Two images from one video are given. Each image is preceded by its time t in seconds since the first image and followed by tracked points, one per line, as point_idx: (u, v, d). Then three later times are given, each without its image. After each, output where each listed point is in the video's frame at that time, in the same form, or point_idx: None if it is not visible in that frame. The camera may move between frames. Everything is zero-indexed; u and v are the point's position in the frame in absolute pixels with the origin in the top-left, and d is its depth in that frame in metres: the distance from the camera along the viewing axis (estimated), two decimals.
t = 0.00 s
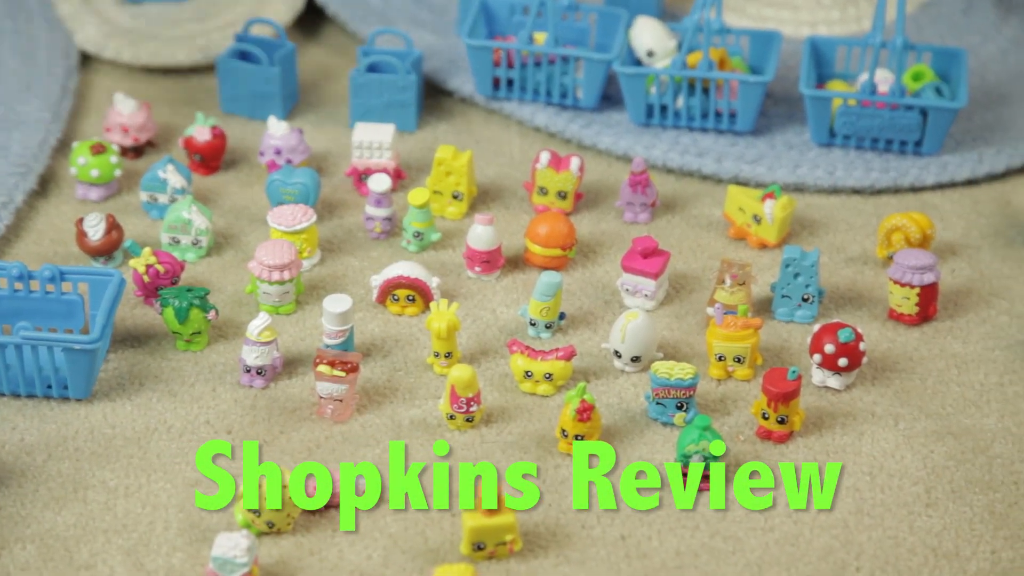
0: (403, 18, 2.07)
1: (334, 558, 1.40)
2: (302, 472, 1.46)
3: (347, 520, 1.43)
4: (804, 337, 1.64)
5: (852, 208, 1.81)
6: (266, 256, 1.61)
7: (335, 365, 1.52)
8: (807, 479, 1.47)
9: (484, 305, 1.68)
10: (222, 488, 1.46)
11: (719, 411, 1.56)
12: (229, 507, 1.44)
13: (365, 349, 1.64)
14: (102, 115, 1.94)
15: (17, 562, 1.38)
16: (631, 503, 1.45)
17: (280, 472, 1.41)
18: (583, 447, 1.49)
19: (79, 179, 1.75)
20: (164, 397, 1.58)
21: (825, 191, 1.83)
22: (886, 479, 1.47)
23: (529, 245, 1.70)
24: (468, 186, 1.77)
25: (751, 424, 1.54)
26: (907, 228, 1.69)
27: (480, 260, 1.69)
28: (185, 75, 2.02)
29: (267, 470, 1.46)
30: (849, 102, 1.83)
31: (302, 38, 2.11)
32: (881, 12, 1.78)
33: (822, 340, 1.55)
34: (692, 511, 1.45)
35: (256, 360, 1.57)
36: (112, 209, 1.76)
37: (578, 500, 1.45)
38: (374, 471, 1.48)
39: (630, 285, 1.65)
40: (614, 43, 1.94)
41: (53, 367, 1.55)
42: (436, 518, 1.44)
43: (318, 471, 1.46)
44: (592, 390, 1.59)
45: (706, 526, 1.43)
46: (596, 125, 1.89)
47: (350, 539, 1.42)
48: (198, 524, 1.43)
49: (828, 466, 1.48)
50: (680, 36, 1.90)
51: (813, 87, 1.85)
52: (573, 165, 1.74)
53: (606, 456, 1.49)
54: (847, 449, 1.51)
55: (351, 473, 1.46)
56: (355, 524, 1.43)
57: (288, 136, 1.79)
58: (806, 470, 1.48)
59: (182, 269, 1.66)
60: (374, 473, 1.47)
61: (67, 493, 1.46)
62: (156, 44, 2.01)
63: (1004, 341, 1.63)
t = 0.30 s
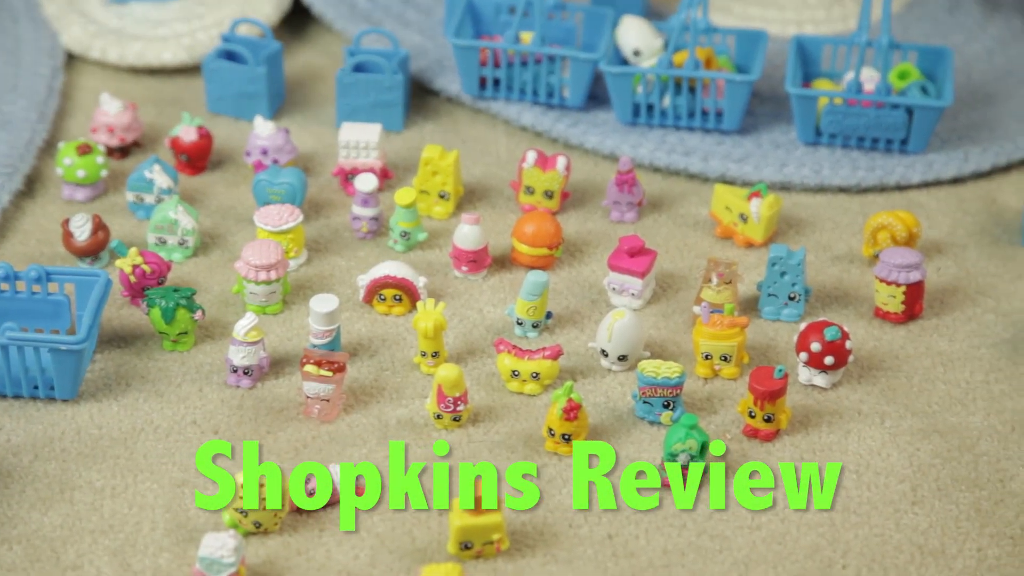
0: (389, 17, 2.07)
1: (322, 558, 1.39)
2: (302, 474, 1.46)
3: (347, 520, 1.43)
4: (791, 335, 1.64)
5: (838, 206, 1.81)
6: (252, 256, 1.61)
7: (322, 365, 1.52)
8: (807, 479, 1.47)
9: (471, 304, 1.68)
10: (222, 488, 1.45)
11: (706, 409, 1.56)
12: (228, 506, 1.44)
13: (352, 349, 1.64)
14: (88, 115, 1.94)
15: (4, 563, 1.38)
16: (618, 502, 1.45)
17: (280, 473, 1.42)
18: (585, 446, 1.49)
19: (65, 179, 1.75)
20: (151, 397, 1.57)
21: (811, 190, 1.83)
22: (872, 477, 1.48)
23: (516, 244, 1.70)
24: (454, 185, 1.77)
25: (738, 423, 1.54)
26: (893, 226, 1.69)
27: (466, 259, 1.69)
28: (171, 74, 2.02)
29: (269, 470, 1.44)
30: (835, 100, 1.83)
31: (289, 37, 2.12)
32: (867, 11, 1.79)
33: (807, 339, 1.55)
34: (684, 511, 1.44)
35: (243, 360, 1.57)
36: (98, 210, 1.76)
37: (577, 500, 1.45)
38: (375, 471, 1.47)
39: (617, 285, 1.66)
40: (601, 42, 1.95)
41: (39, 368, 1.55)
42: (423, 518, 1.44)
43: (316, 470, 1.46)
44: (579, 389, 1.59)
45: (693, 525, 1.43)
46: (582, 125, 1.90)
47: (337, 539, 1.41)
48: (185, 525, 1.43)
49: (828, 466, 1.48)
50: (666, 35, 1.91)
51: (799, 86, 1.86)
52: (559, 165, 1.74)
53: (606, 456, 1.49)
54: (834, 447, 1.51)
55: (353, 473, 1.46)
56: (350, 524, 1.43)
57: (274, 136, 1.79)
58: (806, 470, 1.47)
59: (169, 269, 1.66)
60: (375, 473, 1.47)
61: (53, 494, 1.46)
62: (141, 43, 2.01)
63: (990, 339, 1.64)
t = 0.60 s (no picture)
0: (373, 17, 2.08)
1: (305, 558, 1.39)
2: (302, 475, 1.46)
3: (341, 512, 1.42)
4: (775, 333, 1.64)
5: (822, 205, 1.82)
6: (236, 256, 1.61)
7: (306, 365, 1.52)
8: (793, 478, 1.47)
9: (455, 303, 1.68)
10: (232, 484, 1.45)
11: (690, 407, 1.56)
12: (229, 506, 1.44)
13: (336, 348, 1.64)
14: (71, 115, 1.94)
15: None
16: (603, 500, 1.45)
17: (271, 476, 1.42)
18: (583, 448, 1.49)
19: (48, 180, 1.75)
20: (135, 397, 1.57)
21: (795, 188, 1.84)
22: (856, 475, 1.48)
23: (500, 243, 1.70)
24: (438, 184, 1.78)
25: (722, 421, 1.54)
26: (876, 224, 1.69)
27: (450, 258, 1.69)
28: (154, 74, 2.02)
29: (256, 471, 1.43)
30: (818, 99, 1.84)
31: (272, 37, 2.12)
32: (850, 9, 1.79)
33: (791, 337, 1.55)
34: (668, 509, 1.44)
35: (226, 360, 1.56)
36: (81, 210, 1.76)
37: (560, 501, 1.45)
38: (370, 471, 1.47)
39: (601, 283, 1.66)
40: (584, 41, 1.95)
41: (22, 368, 1.54)
42: (407, 517, 1.43)
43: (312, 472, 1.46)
44: (563, 388, 1.59)
45: (677, 523, 1.42)
46: (566, 124, 1.91)
47: (321, 538, 1.41)
48: (169, 525, 1.42)
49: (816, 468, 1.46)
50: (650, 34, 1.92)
51: (782, 84, 1.87)
52: (543, 164, 1.74)
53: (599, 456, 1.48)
54: (818, 445, 1.51)
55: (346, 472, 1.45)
56: (336, 524, 1.42)
57: (258, 136, 1.80)
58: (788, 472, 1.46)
59: (153, 269, 1.66)
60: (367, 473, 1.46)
61: (37, 495, 1.45)
62: (125, 43, 2.01)
63: (973, 336, 1.64)
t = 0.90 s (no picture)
0: (358, 16, 2.09)
1: (291, 558, 1.38)
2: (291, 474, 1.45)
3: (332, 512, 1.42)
4: (760, 332, 1.64)
5: (806, 203, 1.83)
6: (221, 256, 1.60)
7: (292, 365, 1.51)
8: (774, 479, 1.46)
9: (440, 302, 1.68)
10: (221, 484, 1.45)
11: (676, 406, 1.56)
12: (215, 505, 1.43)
13: (322, 348, 1.64)
14: (55, 115, 1.93)
15: None
16: (589, 499, 1.45)
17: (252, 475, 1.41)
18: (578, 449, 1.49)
19: (32, 180, 1.75)
20: (120, 398, 1.57)
21: (779, 186, 1.85)
22: (841, 472, 1.47)
23: (485, 242, 1.70)
24: (423, 183, 1.78)
25: (708, 419, 1.54)
26: (861, 222, 1.70)
27: (436, 257, 1.69)
28: (139, 74, 2.02)
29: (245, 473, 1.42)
30: (803, 97, 1.84)
31: (257, 37, 2.13)
32: (835, 7, 1.80)
33: (776, 335, 1.55)
34: (653, 507, 1.44)
35: (212, 359, 1.56)
36: (66, 210, 1.76)
37: (545, 500, 1.44)
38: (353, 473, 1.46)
39: (586, 282, 1.66)
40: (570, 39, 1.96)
41: (6, 369, 1.53)
42: (393, 517, 1.43)
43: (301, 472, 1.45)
44: (549, 386, 1.59)
45: (663, 521, 1.42)
46: (551, 122, 1.91)
47: (307, 538, 1.40)
48: (154, 525, 1.41)
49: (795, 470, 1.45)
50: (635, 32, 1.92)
51: (767, 82, 1.87)
52: (528, 163, 1.74)
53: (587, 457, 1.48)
54: (803, 442, 1.51)
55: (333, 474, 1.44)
56: (322, 524, 1.42)
57: (242, 135, 1.80)
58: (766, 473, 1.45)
59: (137, 269, 1.65)
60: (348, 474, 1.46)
61: (21, 496, 1.44)
62: (109, 43, 2.01)
63: (958, 334, 1.65)
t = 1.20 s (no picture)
0: (346, 15, 2.10)
1: (280, 558, 1.37)
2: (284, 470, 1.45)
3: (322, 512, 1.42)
4: (749, 330, 1.64)
5: (795, 202, 1.83)
6: (209, 256, 1.60)
7: (280, 365, 1.51)
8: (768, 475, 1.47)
9: (429, 302, 1.68)
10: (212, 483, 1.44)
11: (665, 405, 1.56)
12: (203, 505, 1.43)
13: (310, 348, 1.63)
14: (43, 115, 1.93)
15: None
16: (578, 498, 1.44)
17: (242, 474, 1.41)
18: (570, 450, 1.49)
19: (20, 180, 1.75)
20: (109, 398, 1.56)
21: (768, 185, 1.85)
22: (830, 471, 1.47)
23: (474, 242, 1.71)
24: (412, 183, 1.78)
25: (697, 418, 1.54)
26: (849, 221, 1.70)
27: (425, 257, 1.69)
28: (126, 74, 2.02)
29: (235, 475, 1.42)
30: (790, 96, 1.85)
31: (245, 38, 2.14)
32: (822, 6, 1.80)
33: (765, 334, 1.55)
34: (642, 506, 1.43)
35: (200, 360, 1.56)
36: (54, 210, 1.76)
37: (534, 499, 1.44)
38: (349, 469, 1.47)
39: (575, 281, 1.66)
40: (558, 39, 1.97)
41: None
42: (382, 516, 1.42)
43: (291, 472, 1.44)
44: (538, 386, 1.59)
45: (653, 520, 1.42)
46: (539, 122, 1.92)
47: (295, 538, 1.40)
48: (142, 526, 1.40)
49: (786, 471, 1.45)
50: (623, 31, 1.93)
51: (755, 81, 1.88)
52: (517, 163, 1.74)
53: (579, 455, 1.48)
54: (792, 441, 1.51)
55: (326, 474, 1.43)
56: (311, 524, 1.41)
57: (231, 135, 1.80)
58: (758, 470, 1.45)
59: (126, 269, 1.65)
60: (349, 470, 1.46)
61: (9, 497, 1.43)
62: (97, 43, 2.01)
63: (946, 332, 1.65)
